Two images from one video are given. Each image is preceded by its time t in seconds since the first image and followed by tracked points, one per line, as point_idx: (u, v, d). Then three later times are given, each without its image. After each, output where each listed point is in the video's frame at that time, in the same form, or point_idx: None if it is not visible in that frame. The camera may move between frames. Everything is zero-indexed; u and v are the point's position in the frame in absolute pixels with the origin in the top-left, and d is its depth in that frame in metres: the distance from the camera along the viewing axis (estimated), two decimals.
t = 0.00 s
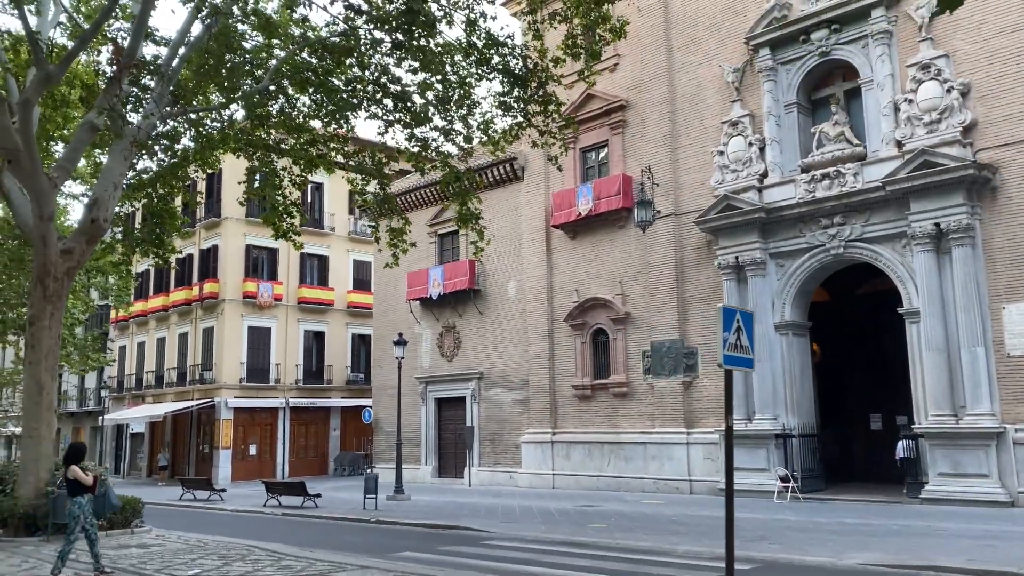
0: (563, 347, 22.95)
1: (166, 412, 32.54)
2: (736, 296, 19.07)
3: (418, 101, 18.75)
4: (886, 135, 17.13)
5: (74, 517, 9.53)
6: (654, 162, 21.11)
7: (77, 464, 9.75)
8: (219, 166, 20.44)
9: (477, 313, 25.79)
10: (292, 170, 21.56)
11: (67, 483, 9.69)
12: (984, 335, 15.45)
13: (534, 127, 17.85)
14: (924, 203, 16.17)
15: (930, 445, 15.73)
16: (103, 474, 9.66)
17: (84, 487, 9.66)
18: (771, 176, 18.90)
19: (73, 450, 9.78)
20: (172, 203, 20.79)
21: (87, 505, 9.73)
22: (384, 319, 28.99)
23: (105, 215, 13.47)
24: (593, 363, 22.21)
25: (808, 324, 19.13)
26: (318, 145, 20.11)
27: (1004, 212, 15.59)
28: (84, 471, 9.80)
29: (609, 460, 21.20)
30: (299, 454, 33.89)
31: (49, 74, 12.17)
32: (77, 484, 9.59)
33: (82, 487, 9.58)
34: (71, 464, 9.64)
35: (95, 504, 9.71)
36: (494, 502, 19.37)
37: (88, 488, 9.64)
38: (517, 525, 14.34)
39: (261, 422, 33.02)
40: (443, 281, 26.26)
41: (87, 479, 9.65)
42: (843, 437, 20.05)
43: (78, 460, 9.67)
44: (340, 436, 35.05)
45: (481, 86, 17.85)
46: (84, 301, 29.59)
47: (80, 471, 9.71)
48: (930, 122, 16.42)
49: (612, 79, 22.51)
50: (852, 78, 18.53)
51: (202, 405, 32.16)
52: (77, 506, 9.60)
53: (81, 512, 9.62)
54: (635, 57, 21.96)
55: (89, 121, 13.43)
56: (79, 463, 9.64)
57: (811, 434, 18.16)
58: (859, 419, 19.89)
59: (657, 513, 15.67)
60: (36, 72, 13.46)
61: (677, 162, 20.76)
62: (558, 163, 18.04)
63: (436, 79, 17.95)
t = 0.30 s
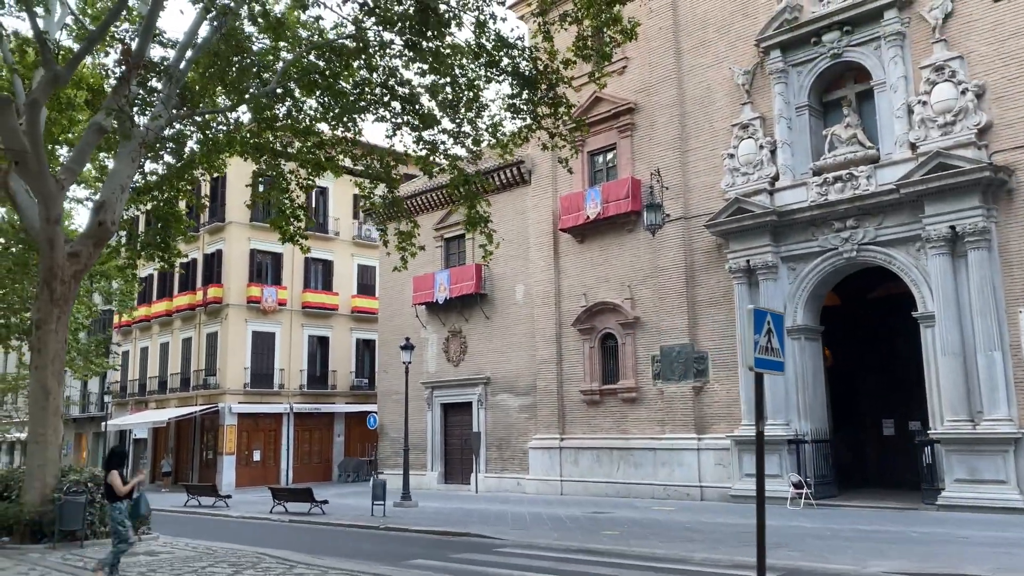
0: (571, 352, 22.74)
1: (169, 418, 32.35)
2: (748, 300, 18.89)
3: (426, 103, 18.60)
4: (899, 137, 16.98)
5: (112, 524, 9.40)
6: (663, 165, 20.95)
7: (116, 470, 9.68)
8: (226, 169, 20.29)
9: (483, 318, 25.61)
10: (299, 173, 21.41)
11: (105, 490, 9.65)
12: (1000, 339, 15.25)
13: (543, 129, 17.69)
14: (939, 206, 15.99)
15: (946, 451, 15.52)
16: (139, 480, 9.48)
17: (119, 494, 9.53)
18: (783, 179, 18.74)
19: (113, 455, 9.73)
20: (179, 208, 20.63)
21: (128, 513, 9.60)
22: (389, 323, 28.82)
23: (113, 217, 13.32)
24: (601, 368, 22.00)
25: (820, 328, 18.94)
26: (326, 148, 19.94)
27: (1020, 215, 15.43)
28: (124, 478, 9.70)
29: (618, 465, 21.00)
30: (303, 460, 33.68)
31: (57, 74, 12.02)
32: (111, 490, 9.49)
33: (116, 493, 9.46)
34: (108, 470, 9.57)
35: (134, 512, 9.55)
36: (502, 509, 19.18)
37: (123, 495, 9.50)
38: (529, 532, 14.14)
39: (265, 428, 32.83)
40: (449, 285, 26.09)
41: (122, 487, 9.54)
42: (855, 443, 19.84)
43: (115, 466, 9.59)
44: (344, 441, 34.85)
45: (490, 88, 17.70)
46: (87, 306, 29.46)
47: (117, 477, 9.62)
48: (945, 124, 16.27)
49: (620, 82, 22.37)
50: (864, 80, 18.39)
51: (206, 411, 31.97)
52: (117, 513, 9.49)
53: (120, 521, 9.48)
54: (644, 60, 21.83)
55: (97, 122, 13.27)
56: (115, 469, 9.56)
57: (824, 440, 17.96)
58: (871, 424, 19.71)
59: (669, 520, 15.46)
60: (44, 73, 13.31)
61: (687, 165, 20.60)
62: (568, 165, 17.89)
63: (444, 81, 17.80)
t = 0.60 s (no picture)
0: (579, 355, 22.57)
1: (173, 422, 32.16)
2: (758, 303, 18.72)
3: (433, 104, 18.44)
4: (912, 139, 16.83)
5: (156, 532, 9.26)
6: (672, 167, 20.79)
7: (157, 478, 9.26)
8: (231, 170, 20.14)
9: (489, 321, 25.44)
10: (304, 175, 21.25)
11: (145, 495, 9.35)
12: (1017, 342, 15.07)
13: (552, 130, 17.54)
14: (953, 207, 15.84)
15: (962, 455, 15.34)
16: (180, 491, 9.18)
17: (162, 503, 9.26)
18: (793, 181, 18.59)
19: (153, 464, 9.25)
20: (184, 210, 20.47)
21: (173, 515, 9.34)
22: (394, 327, 28.66)
23: (120, 219, 13.18)
24: (609, 372, 21.81)
25: (830, 331, 18.78)
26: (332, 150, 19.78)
27: None
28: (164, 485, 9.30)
29: (627, 470, 20.82)
30: (307, 464, 33.49)
31: (64, 73, 11.87)
32: (153, 499, 9.20)
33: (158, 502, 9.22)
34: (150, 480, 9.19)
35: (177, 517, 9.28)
36: (511, 514, 18.99)
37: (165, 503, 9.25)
38: (540, 537, 13.96)
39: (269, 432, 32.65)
40: (455, 288, 25.93)
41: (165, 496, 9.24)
42: (868, 449, 19.64)
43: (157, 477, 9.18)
44: (348, 446, 34.68)
45: (497, 88, 17.54)
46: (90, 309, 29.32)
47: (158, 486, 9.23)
48: (958, 125, 16.13)
49: (627, 84, 22.22)
50: (876, 81, 18.25)
51: (210, 415, 31.81)
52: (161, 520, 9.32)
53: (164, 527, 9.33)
54: (652, 62, 21.68)
55: (105, 122, 13.11)
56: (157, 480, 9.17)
57: (836, 445, 17.78)
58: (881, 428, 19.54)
59: (681, 525, 15.28)
60: (51, 72, 13.15)
61: (696, 167, 20.44)
62: (578, 167, 17.74)
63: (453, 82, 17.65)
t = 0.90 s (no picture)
0: (585, 359, 22.38)
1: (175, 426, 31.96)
2: (768, 305, 18.55)
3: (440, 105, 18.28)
4: (924, 139, 16.67)
5: (198, 532, 9.24)
6: (680, 169, 20.63)
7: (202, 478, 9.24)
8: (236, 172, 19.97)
9: (495, 324, 25.26)
10: (309, 177, 21.08)
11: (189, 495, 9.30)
12: None
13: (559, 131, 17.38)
14: (967, 209, 15.68)
15: (977, 459, 15.16)
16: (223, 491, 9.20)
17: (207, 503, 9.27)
18: (803, 182, 18.42)
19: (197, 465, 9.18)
20: (188, 212, 20.30)
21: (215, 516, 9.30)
22: (398, 330, 28.49)
23: (126, 220, 13.03)
24: (617, 375, 21.63)
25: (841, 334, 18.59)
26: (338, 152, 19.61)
27: None
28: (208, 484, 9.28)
29: (635, 474, 20.63)
30: (310, 468, 33.28)
31: (71, 72, 11.72)
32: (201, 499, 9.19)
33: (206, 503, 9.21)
34: (193, 478, 9.21)
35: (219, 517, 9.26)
36: (518, 519, 18.80)
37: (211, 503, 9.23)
38: (551, 542, 13.76)
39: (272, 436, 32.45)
40: (459, 291, 25.75)
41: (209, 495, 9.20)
42: (880, 453, 19.41)
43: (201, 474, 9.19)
44: (351, 450, 34.48)
45: (504, 89, 17.38)
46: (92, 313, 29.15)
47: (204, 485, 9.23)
48: (971, 126, 15.97)
49: (634, 85, 22.07)
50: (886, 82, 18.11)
51: (212, 419, 31.62)
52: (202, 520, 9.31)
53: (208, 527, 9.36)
54: (659, 63, 21.53)
55: (112, 121, 12.95)
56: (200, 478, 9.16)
57: (848, 449, 17.61)
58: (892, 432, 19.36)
59: (692, 530, 15.09)
60: (57, 71, 13.01)
61: (704, 168, 20.28)
62: (586, 168, 17.58)
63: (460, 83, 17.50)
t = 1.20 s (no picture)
0: (591, 364, 22.18)
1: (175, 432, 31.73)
2: (777, 310, 18.36)
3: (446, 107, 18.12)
4: (935, 142, 16.52)
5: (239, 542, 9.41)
6: (687, 173, 20.46)
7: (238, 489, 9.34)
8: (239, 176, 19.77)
9: (499, 329, 25.06)
10: (313, 180, 20.89)
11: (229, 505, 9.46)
12: None
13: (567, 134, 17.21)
14: (979, 212, 15.53)
15: (991, 466, 14.97)
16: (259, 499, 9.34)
17: (249, 512, 9.44)
18: (812, 186, 18.26)
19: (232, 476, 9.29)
20: (191, 216, 20.10)
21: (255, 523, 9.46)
22: (401, 335, 28.29)
23: (129, 223, 12.84)
24: (623, 381, 21.42)
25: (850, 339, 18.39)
26: (342, 155, 19.42)
27: None
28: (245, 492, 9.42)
29: (641, 481, 20.41)
30: (312, 475, 32.98)
31: (75, 73, 11.53)
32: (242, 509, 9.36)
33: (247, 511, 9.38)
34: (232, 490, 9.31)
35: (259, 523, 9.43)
36: (524, 526, 18.58)
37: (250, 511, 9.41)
38: (561, 551, 13.55)
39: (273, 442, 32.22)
40: (463, 296, 25.57)
41: (251, 504, 9.35)
42: (887, 458, 19.19)
43: (240, 486, 9.33)
44: (352, 456, 34.23)
45: (511, 91, 17.20)
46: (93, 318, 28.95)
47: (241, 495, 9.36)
48: (983, 128, 15.83)
49: (640, 89, 21.91)
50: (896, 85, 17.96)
51: (213, 424, 31.39)
52: (243, 531, 9.48)
53: (248, 536, 9.54)
54: (665, 66, 21.39)
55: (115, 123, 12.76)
56: (239, 489, 9.30)
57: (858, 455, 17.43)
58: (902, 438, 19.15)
59: (702, 538, 14.89)
60: (60, 72, 12.83)
61: (711, 172, 20.12)
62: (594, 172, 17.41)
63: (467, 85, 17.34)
